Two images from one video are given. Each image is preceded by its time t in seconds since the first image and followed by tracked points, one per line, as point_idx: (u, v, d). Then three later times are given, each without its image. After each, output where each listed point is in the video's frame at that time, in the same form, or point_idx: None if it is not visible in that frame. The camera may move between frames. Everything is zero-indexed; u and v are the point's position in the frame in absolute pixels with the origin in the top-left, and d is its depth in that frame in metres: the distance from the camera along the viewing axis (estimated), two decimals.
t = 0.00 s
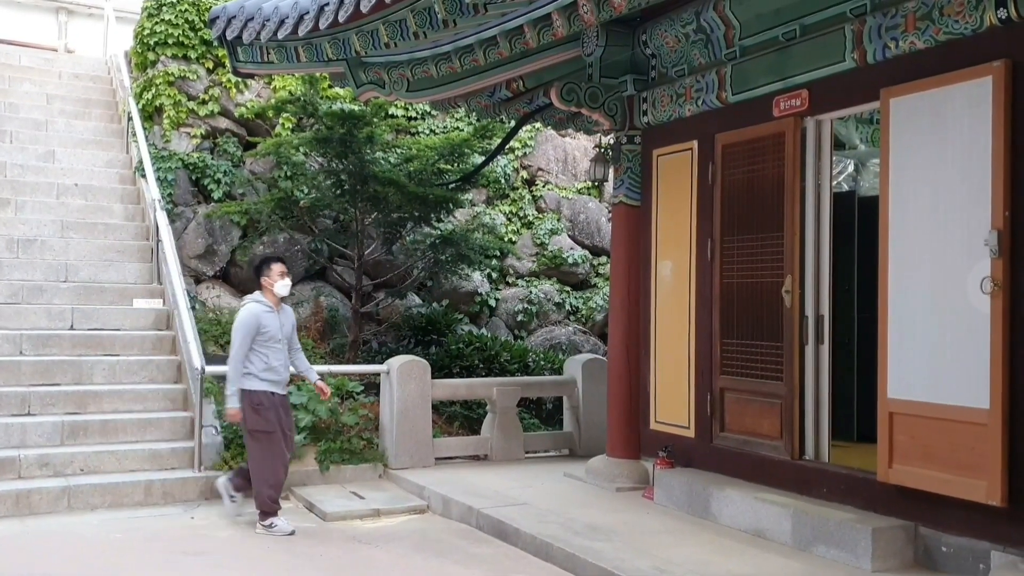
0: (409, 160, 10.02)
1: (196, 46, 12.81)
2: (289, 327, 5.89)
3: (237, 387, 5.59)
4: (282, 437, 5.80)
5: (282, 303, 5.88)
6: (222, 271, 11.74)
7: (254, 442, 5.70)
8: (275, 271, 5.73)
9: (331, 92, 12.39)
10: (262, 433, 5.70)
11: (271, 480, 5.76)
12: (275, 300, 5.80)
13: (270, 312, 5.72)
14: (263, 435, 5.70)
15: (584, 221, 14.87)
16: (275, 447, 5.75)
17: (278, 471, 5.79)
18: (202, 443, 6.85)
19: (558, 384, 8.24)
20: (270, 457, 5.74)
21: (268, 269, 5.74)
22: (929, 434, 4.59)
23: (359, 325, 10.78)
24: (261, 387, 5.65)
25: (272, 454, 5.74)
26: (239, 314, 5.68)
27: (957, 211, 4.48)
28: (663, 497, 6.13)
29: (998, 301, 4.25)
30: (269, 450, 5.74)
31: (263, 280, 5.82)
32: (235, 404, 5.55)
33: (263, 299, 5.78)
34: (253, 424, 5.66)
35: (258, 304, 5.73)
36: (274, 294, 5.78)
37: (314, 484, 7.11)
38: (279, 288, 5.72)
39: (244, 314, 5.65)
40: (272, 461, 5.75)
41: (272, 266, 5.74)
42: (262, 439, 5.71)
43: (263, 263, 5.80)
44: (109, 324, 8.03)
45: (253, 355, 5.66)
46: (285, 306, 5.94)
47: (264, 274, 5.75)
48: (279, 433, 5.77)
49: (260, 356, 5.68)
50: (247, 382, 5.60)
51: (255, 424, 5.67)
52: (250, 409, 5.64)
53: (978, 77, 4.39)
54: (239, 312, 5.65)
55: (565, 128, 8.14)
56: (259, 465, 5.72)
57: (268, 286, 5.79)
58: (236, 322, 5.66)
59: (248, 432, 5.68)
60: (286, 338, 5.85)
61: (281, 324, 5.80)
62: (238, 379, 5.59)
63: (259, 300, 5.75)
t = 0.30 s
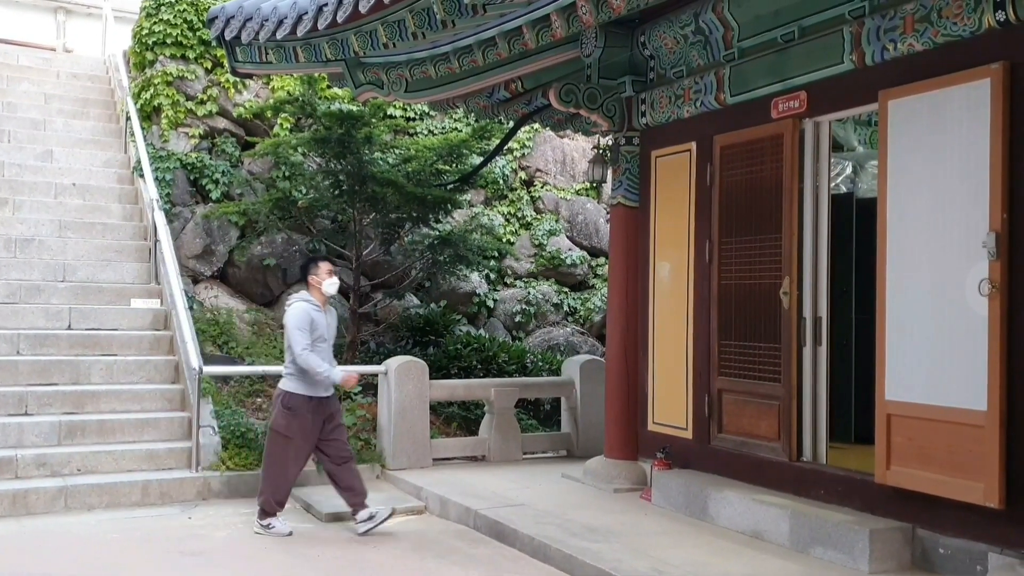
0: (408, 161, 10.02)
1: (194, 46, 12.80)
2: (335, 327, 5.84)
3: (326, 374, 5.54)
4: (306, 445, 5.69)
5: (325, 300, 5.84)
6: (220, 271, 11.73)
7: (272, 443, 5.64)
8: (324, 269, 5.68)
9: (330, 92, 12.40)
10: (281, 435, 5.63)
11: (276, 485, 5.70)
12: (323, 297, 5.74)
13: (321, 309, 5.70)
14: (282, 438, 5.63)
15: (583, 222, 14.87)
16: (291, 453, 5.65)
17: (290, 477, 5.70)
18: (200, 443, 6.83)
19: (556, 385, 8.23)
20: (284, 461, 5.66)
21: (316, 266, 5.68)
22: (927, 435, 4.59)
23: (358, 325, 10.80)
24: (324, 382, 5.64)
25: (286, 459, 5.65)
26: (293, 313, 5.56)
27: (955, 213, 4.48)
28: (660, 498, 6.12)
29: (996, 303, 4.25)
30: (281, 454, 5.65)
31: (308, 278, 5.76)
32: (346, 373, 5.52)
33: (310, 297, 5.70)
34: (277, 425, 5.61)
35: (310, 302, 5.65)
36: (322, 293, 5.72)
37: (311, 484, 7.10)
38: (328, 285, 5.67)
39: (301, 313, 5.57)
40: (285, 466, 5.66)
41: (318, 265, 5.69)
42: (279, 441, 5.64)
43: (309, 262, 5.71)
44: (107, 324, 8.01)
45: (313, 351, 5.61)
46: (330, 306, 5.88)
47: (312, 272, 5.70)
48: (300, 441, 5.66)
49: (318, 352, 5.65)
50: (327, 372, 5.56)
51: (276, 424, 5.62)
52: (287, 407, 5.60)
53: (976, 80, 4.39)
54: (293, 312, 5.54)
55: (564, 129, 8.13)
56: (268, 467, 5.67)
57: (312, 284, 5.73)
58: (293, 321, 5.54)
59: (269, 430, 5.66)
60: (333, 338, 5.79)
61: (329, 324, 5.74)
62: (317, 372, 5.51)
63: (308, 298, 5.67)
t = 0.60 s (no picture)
0: (405, 160, 10.01)
1: (191, 44, 12.77)
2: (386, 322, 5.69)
3: (361, 385, 5.33)
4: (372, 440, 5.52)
5: (375, 296, 5.71)
6: (217, 270, 11.71)
7: (338, 446, 5.48)
8: (375, 264, 5.56)
9: (327, 91, 12.39)
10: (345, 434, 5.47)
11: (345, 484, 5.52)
12: (373, 293, 5.61)
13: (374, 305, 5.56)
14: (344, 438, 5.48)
15: (579, 222, 14.89)
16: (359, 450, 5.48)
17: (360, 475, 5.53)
18: (196, 442, 6.86)
19: (553, 384, 8.23)
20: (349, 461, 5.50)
21: (366, 261, 5.56)
22: (923, 435, 4.60)
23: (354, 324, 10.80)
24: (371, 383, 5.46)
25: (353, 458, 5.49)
26: (344, 308, 5.43)
27: (952, 213, 4.49)
28: (657, 497, 6.12)
29: (992, 302, 4.26)
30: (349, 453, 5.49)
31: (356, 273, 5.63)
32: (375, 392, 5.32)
33: (360, 292, 5.56)
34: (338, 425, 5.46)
35: (361, 298, 5.51)
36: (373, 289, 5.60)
37: (307, 483, 7.10)
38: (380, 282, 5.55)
39: (352, 310, 5.43)
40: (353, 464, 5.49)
41: (368, 260, 5.58)
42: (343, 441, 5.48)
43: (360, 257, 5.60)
44: (103, 323, 8.00)
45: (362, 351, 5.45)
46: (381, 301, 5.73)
47: (361, 267, 5.57)
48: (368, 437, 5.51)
49: (368, 352, 5.49)
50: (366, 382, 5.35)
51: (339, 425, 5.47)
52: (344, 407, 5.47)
53: (972, 80, 4.40)
54: (343, 308, 5.40)
55: (561, 128, 8.13)
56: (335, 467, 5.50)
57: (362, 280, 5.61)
58: (342, 317, 5.40)
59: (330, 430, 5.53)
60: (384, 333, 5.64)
61: (381, 319, 5.59)
62: (355, 379, 5.34)
63: (359, 293, 5.54)
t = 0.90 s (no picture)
0: (401, 159, 10.00)
1: (187, 43, 12.76)
2: (428, 322, 5.59)
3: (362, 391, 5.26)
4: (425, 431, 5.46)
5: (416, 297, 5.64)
6: (213, 269, 11.69)
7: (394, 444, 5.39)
8: (415, 266, 5.50)
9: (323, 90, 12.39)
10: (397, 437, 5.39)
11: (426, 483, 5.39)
12: (413, 294, 5.54)
13: (410, 307, 5.44)
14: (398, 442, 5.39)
15: (576, 221, 14.90)
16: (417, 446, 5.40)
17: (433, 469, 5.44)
18: (191, 441, 6.86)
19: (549, 384, 8.24)
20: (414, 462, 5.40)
21: (407, 262, 5.49)
22: (917, 434, 4.61)
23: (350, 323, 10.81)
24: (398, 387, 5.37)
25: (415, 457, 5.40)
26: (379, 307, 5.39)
27: (947, 213, 4.49)
28: (653, 497, 6.12)
29: (988, 302, 4.27)
30: (411, 453, 5.40)
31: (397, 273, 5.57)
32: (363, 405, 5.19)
33: (399, 293, 5.50)
34: (388, 430, 5.38)
35: (396, 299, 5.44)
36: (413, 291, 5.53)
37: (303, 483, 7.09)
38: (419, 284, 5.48)
39: (388, 310, 5.36)
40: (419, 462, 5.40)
41: (408, 262, 5.51)
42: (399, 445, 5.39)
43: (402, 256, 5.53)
44: (98, 322, 7.99)
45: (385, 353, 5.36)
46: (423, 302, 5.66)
47: (402, 268, 5.51)
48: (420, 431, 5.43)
49: (394, 355, 5.38)
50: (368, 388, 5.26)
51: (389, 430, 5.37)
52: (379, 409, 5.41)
53: (968, 80, 4.40)
54: (378, 309, 5.34)
55: (557, 128, 8.13)
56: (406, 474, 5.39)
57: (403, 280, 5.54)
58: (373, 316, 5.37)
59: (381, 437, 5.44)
60: (425, 333, 5.55)
61: (420, 319, 5.50)
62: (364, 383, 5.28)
63: (399, 294, 5.47)
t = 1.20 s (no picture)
0: (397, 158, 9.98)
1: (183, 41, 12.75)
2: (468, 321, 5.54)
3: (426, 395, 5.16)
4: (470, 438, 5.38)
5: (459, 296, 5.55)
6: (209, 268, 11.67)
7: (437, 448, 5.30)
8: (465, 266, 5.38)
9: (319, 88, 12.38)
10: (440, 439, 5.30)
11: (454, 490, 5.34)
12: (459, 293, 5.45)
13: (458, 306, 5.36)
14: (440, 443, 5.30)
15: (572, 221, 14.91)
16: (459, 452, 5.32)
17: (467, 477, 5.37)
18: (187, 440, 6.82)
19: (545, 383, 8.25)
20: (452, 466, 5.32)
21: (459, 260, 5.38)
22: (914, 434, 4.61)
23: (346, 323, 10.80)
24: (450, 387, 5.28)
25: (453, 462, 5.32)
26: (429, 306, 5.29)
27: (943, 212, 4.49)
28: (650, 496, 6.12)
29: (983, 301, 4.27)
30: (450, 456, 5.32)
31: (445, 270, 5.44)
32: (435, 408, 5.12)
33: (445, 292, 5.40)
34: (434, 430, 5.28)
35: (443, 297, 5.34)
36: (460, 291, 5.43)
37: (299, 482, 7.08)
38: (467, 284, 5.39)
39: (439, 310, 5.26)
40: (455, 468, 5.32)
41: (459, 259, 5.40)
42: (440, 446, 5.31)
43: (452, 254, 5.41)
44: (93, 321, 7.98)
45: (439, 353, 5.27)
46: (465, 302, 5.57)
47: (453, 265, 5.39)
48: (465, 438, 5.35)
49: (446, 354, 5.30)
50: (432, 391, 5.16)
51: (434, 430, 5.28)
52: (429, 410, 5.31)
53: (964, 79, 4.41)
54: (430, 309, 5.24)
55: (554, 127, 8.13)
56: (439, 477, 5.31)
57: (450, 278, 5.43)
58: (423, 316, 5.26)
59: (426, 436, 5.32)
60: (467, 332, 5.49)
61: (465, 318, 5.43)
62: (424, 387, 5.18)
63: (445, 292, 5.38)
